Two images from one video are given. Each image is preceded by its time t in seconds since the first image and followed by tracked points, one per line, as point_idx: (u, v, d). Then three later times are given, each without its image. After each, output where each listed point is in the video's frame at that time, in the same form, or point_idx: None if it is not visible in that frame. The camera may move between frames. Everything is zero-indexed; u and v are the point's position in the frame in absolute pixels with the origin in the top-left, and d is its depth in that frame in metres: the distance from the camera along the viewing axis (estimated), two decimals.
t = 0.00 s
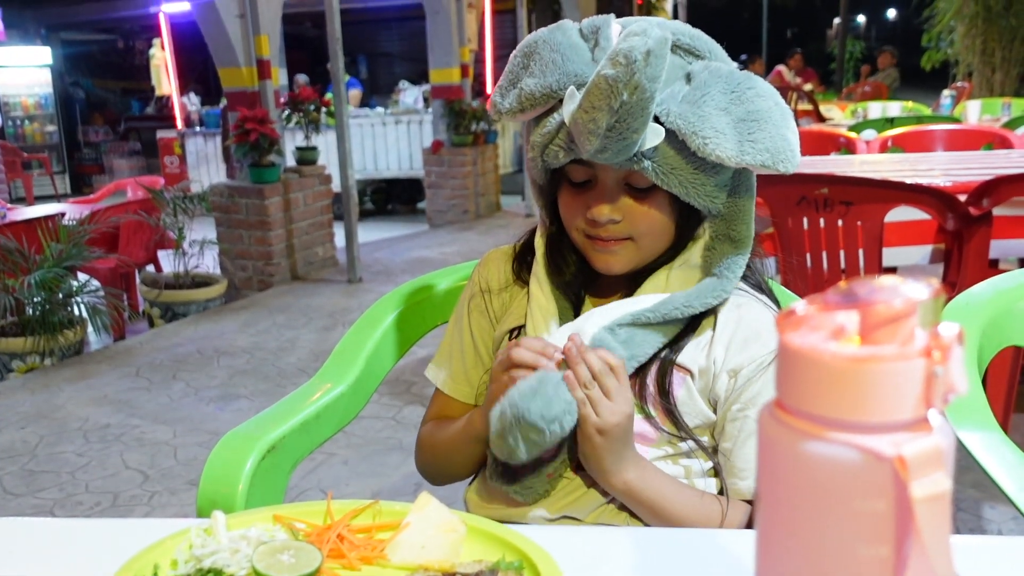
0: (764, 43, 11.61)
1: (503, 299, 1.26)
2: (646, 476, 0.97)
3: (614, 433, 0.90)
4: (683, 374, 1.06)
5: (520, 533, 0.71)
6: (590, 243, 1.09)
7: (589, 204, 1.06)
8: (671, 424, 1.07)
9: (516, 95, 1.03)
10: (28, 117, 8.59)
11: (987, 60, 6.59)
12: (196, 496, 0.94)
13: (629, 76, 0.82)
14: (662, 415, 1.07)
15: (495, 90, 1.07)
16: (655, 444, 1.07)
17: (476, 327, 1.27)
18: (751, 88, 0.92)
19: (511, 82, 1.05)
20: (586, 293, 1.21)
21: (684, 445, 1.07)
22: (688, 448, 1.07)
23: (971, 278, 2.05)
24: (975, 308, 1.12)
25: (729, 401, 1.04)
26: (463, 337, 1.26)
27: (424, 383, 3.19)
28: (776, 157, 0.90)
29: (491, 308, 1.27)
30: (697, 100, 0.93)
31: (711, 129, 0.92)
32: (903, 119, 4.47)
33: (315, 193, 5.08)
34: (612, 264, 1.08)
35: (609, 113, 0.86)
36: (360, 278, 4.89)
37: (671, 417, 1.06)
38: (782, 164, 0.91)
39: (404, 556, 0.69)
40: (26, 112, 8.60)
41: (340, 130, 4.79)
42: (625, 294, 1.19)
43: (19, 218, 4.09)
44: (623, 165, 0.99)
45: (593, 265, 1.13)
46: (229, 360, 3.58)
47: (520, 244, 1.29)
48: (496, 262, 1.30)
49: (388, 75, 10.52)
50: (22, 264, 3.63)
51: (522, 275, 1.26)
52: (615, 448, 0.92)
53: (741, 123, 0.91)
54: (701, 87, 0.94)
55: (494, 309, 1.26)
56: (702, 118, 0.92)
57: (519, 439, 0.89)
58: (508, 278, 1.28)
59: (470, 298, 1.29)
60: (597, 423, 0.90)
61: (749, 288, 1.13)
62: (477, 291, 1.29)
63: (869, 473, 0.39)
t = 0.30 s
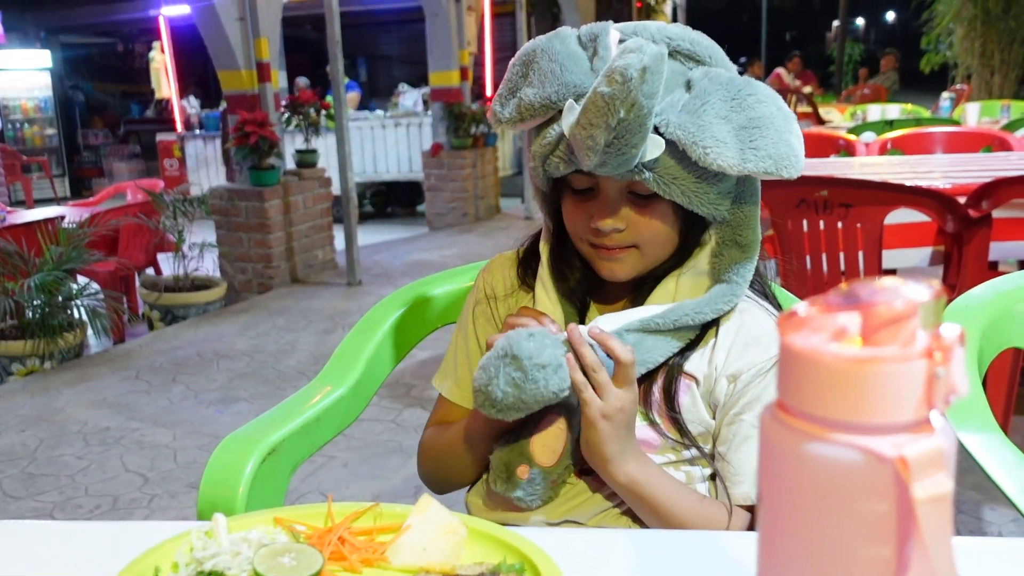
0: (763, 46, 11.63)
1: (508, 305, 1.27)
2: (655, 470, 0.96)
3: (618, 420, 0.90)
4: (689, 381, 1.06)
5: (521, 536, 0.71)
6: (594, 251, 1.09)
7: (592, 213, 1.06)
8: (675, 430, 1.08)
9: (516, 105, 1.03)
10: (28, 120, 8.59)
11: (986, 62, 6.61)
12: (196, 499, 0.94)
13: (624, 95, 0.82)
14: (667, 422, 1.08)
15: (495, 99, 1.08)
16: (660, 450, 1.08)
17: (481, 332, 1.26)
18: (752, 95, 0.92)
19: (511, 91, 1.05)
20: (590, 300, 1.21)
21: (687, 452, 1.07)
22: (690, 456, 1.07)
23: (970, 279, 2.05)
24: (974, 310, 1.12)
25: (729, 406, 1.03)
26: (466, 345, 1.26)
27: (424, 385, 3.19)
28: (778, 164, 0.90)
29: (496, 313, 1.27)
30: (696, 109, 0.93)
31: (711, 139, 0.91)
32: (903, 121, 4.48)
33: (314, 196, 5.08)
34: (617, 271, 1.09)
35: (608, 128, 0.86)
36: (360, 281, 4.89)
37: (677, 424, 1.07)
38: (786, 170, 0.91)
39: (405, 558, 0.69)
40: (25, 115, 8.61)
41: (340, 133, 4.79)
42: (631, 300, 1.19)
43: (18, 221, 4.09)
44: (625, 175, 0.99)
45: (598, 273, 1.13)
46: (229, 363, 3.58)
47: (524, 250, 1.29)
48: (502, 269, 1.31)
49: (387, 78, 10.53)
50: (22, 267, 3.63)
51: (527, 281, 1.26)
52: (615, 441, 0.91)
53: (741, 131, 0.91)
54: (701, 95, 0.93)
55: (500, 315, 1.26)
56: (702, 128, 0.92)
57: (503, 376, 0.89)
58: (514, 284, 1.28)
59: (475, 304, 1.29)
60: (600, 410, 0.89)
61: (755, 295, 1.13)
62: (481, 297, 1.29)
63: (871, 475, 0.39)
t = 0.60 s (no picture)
0: (761, 48, 11.65)
1: (506, 307, 1.27)
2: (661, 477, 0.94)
3: (626, 432, 0.87)
4: (686, 385, 1.06)
5: (520, 539, 0.71)
6: (592, 254, 1.09)
7: (590, 215, 1.06)
8: (672, 434, 1.07)
9: (515, 106, 1.03)
10: (27, 123, 8.60)
11: (984, 64, 6.62)
12: (196, 502, 0.94)
13: (623, 98, 0.83)
14: (664, 427, 1.07)
15: (494, 102, 1.08)
16: (658, 452, 1.07)
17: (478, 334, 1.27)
18: (750, 99, 0.92)
19: (510, 93, 1.05)
20: (588, 301, 1.21)
21: (684, 455, 1.07)
22: (688, 458, 1.07)
23: (969, 281, 2.05)
24: (973, 312, 1.13)
25: (728, 411, 1.03)
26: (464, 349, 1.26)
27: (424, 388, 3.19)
28: (777, 167, 0.90)
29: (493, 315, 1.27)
30: (695, 113, 0.93)
31: (710, 142, 0.92)
32: (902, 123, 4.48)
33: (314, 199, 5.08)
34: (614, 274, 1.09)
35: (605, 132, 0.87)
36: (359, 283, 4.89)
37: (674, 428, 1.06)
38: (786, 173, 0.91)
39: (404, 561, 0.68)
40: (24, 118, 8.61)
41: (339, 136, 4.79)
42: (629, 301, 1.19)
43: (17, 224, 4.09)
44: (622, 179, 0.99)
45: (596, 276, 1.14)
46: (228, 366, 3.58)
47: (523, 252, 1.29)
48: (501, 270, 1.30)
49: (386, 80, 10.53)
50: (21, 270, 3.62)
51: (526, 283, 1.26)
52: (632, 448, 0.89)
53: (740, 134, 0.91)
54: (700, 99, 0.93)
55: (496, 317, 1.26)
56: (700, 131, 0.92)
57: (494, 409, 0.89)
58: (512, 286, 1.28)
59: (473, 304, 1.30)
60: (617, 422, 0.87)
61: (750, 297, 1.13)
62: (479, 298, 1.29)
63: (867, 479, 0.39)
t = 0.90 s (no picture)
0: (761, 50, 11.67)
1: (495, 306, 1.26)
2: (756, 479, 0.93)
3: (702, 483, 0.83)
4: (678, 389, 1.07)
5: (520, 540, 0.71)
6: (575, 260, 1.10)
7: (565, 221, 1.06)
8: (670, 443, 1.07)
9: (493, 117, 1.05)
10: (27, 125, 8.60)
11: (983, 66, 6.64)
12: (196, 504, 0.94)
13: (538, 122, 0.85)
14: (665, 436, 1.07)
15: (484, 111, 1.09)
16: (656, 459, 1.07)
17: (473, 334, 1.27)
18: (703, 111, 0.88)
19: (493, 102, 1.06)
20: (579, 300, 1.21)
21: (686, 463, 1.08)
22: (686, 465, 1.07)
23: (969, 283, 2.05)
24: (974, 313, 1.12)
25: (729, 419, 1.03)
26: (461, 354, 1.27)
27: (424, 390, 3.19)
28: (727, 183, 0.86)
29: (482, 315, 1.27)
30: (638, 127, 0.90)
31: (652, 157, 0.88)
32: (901, 124, 4.48)
33: (314, 201, 5.08)
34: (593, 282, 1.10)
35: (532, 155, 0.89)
36: (359, 286, 4.89)
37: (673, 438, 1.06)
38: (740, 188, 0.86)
39: (405, 563, 0.68)
40: (24, 120, 8.61)
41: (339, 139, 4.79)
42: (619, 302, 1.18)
43: (17, 227, 4.08)
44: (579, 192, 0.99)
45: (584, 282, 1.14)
46: (228, 368, 3.58)
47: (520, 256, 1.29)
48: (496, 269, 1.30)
49: (386, 83, 10.54)
50: (21, 273, 3.62)
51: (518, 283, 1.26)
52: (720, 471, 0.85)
53: (688, 149, 0.88)
54: (651, 112, 0.90)
55: (486, 317, 1.26)
56: (644, 145, 0.89)
57: (501, 485, 1.04)
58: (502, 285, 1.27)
59: (466, 303, 1.30)
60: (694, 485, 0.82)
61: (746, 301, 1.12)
62: (472, 297, 1.29)
63: (871, 479, 0.39)
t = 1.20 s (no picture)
0: (761, 51, 11.67)
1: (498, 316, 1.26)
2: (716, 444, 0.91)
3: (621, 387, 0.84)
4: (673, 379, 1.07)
5: (521, 542, 0.71)
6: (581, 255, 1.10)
7: (571, 215, 1.07)
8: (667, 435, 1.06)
9: (496, 107, 1.04)
10: (27, 127, 8.60)
11: (983, 68, 6.65)
12: (196, 506, 0.94)
13: (570, 89, 0.84)
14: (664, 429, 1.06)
15: (482, 105, 1.09)
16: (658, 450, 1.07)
17: (473, 343, 1.27)
18: (719, 91, 0.91)
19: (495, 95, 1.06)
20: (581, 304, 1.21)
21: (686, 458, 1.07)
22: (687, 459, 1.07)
23: (969, 285, 2.05)
24: (974, 314, 1.13)
25: (729, 404, 1.03)
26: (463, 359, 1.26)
27: (424, 392, 3.18)
28: (746, 160, 0.90)
29: (487, 325, 1.27)
30: (659, 106, 0.92)
31: (673, 134, 0.91)
32: (901, 126, 4.48)
33: (314, 202, 5.08)
34: (602, 276, 1.11)
35: (558, 124, 0.88)
36: (359, 287, 4.89)
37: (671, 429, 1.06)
38: (757, 166, 0.90)
39: (405, 564, 0.68)
40: (24, 122, 8.62)
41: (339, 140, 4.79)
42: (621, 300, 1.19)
43: (17, 228, 4.08)
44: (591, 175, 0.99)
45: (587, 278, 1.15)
46: (229, 370, 3.58)
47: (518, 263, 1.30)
48: (496, 282, 1.31)
49: (386, 84, 10.56)
50: (21, 274, 3.62)
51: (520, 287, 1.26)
52: (647, 395, 0.86)
53: (707, 127, 0.91)
54: (667, 93, 0.93)
55: (490, 325, 1.26)
56: (664, 122, 0.92)
57: (508, 448, 0.94)
58: (505, 294, 1.28)
59: (468, 317, 1.29)
60: (611, 384, 0.83)
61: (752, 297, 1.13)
62: (474, 310, 1.29)
63: (870, 481, 0.39)
